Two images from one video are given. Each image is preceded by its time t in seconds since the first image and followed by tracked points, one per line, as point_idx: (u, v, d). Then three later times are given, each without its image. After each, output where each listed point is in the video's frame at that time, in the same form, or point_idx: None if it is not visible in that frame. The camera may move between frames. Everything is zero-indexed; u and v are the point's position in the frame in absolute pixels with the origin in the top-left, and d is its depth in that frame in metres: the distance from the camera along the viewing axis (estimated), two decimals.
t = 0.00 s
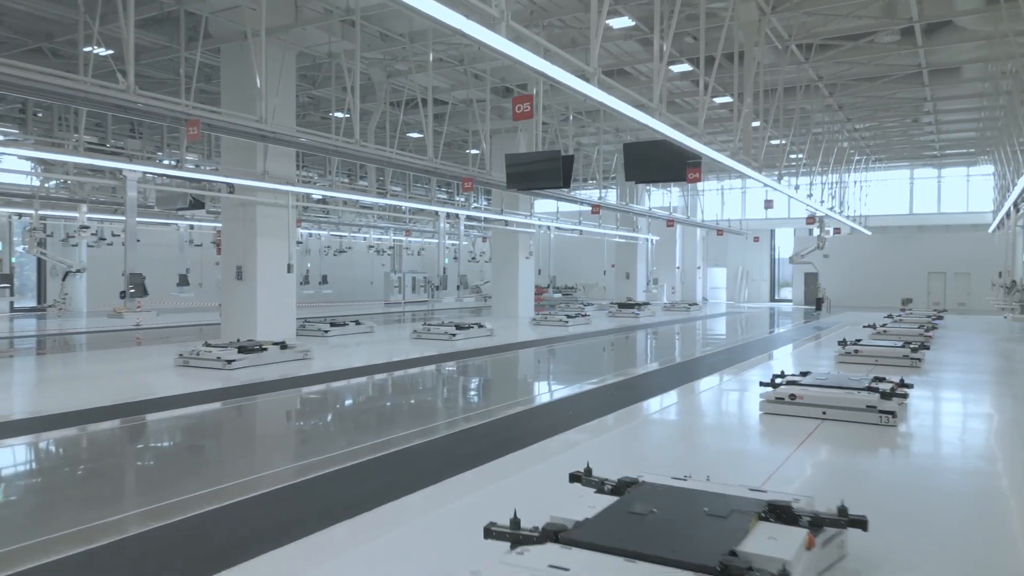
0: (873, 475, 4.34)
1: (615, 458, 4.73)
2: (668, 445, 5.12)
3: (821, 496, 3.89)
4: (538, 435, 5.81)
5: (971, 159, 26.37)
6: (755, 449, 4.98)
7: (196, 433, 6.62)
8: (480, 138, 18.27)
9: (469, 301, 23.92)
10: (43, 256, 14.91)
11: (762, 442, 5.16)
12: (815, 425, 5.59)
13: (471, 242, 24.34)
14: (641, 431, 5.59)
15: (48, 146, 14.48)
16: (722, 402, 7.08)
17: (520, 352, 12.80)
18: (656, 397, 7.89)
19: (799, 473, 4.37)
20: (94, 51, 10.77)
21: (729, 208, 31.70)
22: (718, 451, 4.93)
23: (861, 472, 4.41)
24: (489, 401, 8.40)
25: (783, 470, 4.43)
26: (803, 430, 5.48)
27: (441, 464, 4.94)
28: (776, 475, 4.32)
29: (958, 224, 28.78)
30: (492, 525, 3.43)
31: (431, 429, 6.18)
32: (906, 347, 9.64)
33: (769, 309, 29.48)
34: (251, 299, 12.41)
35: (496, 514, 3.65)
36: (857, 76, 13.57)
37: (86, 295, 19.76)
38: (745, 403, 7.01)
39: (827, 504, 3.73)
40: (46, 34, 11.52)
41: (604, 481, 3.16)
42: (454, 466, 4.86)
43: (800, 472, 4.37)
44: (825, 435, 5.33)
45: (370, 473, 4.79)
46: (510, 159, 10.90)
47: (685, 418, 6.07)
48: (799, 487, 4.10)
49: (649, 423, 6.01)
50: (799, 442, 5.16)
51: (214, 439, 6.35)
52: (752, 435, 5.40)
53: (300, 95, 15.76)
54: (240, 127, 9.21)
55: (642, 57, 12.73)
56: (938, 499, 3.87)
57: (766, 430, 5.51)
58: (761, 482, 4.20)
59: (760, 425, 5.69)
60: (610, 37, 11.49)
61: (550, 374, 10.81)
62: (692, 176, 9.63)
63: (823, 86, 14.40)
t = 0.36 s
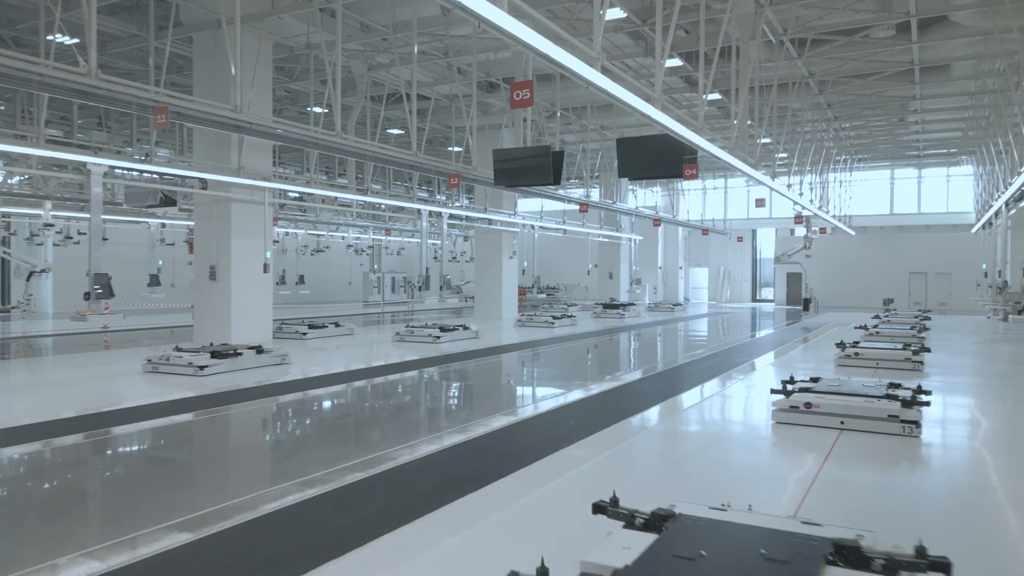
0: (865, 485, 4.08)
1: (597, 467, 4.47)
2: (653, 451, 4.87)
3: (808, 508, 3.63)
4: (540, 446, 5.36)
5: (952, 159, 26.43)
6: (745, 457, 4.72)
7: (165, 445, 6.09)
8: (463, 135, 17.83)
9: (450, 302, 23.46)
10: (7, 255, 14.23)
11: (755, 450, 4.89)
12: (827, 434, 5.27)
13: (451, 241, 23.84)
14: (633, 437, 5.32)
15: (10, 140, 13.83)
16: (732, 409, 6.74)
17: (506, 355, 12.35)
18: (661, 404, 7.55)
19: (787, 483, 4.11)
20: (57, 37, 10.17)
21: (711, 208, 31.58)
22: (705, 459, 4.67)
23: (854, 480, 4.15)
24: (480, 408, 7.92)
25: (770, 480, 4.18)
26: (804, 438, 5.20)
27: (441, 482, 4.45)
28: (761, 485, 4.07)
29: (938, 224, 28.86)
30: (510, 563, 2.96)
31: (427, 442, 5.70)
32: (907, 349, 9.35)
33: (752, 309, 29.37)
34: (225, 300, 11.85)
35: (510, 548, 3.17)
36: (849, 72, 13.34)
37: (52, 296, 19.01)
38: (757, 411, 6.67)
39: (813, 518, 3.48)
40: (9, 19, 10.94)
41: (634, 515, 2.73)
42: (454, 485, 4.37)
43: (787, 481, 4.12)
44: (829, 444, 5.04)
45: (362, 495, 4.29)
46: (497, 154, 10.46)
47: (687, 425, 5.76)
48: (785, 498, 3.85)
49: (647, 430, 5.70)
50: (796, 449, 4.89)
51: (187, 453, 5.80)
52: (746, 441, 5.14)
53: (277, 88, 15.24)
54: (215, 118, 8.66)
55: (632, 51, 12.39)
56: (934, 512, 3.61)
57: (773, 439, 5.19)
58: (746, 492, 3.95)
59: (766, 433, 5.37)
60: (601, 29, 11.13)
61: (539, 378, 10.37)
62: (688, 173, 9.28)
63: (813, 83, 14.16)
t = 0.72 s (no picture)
0: (859, 503, 3.74)
1: (575, 485, 4.18)
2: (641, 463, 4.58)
3: (792, 531, 3.31)
4: (547, 462, 4.89)
5: (933, 159, 26.43)
6: (739, 470, 4.41)
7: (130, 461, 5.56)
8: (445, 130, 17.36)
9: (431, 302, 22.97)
10: None
11: (753, 462, 4.57)
12: (838, 446, 4.91)
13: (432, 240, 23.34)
14: (624, 450, 5.02)
15: None
16: (747, 415, 6.37)
17: (494, 358, 11.91)
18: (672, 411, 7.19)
19: (777, 501, 3.78)
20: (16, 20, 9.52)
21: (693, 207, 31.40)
22: (694, 472, 4.37)
23: (850, 498, 3.82)
24: (472, 415, 7.45)
25: (759, 497, 3.87)
26: (810, 450, 4.86)
27: (445, 511, 3.95)
28: (744, 503, 3.77)
29: (918, 224, 28.93)
30: None
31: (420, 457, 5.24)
32: (909, 352, 9.07)
33: (734, 309, 29.22)
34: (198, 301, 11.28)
35: None
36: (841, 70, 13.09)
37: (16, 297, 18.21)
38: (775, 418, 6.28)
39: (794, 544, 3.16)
40: None
41: (683, 560, 2.31)
42: (456, 511, 3.91)
43: (777, 500, 3.80)
44: (836, 456, 4.69)
45: (352, 525, 3.81)
46: (485, 149, 10.03)
47: (693, 434, 5.44)
48: (770, 519, 3.54)
49: (648, 441, 5.38)
50: (799, 461, 4.56)
51: (156, 470, 5.25)
52: (745, 452, 4.82)
53: (253, 80, 14.66)
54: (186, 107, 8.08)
55: (623, 43, 12.02)
56: (932, 537, 3.26)
57: (780, 451, 4.84)
58: (727, 511, 3.65)
59: (773, 444, 5.01)
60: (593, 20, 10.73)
61: (529, 383, 9.93)
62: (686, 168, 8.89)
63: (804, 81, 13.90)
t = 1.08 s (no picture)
0: (850, 519, 3.48)
1: (597, 511, 3.75)
2: (627, 479, 4.34)
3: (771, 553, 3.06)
4: (557, 484, 4.43)
5: (915, 159, 26.43)
6: (729, 483, 4.16)
7: (91, 481, 5.01)
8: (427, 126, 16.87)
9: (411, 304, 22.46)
10: None
11: (747, 474, 4.33)
12: (844, 457, 4.62)
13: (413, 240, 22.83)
14: (633, 466, 4.66)
15: None
16: (761, 425, 5.98)
17: (481, 362, 11.45)
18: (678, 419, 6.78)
19: (762, 518, 3.54)
20: None
21: (675, 207, 31.20)
22: (681, 485, 4.14)
23: (840, 514, 3.56)
24: (464, 425, 6.97)
25: (744, 513, 3.62)
26: (812, 461, 4.58)
27: (449, 547, 3.46)
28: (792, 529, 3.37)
29: (900, 224, 28.96)
30: None
31: (417, 476, 4.77)
32: (914, 354, 8.76)
33: (717, 309, 29.05)
34: (169, 302, 10.69)
35: None
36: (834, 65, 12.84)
37: None
38: (790, 425, 5.98)
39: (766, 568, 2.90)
40: None
41: None
42: (463, 547, 3.44)
43: (760, 516, 3.56)
44: (837, 468, 4.41)
45: (349, 560, 3.33)
46: (472, 143, 9.57)
47: (696, 445, 5.19)
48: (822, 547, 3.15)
49: (647, 452, 5.13)
50: (798, 473, 4.30)
51: (119, 492, 4.70)
52: (742, 463, 4.57)
53: (227, 72, 14.08)
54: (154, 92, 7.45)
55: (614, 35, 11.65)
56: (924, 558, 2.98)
57: (781, 462, 4.58)
58: (773, 538, 3.26)
59: (774, 455, 4.75)
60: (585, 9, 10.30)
61: (520, 388, 9.50)
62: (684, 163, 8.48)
63: (795, 77, 13.63)
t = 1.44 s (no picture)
0: (838, 519, 3.62)
1: (622, 547, 3.34)
2: (638, 496, 4.13)
3: (772, 553, 3.16)
4: (575, 509, 3.96)
5: (897, 159, 26.44)
6: (719, 484, 4.25)
7: (44, 501, 4.51)
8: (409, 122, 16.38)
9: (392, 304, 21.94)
10: None
11: (734, 474, 4.43)
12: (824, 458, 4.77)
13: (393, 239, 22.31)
14: (654, 488, 4.27)
15: None
16: (779, 436, 5.62)
17: (467, 365, 11.00)
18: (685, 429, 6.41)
19: (756, 518, 3.64)
20: None
21: (658, 207, 30.97)
22: (672, 492, 4.22)
23: (829, 512, 3.69)
24: (459, 434, 6.51)
25: (738, 514, 3.71)
26: (798, 461, 4.70)
27: None
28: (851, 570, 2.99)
29: (881, 224, 29.01)
30: None
31: (412, 497, 4.33)
32: (918, 357, 8.48)
33: (700, 310, 28.87)
34: (137, 304, 10.11)
35: None
36: (828, 62, 12.58)
37: None
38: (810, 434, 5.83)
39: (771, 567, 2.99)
40: None
41: None
42: None
43: (754, 517, 3.66)
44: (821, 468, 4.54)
45: None
46: (461, 137, 9.12)
47: (717, 461, 4.82)
48: None
49: (654, 465, 4.90)
50: (783, 475, 4.41)
51: (77, 515, 4.21)
52: (730, 464, 4.66)
53: (201, 64, 13.49)
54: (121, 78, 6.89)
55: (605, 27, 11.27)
56: (916, 554, 3.13)
57: (765, 463, 4.69)
58: None
59: (756, 458, 4.86)
60: None
61: (511, 393, 9.07)
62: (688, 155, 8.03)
63: (788, 74, 13.36)
